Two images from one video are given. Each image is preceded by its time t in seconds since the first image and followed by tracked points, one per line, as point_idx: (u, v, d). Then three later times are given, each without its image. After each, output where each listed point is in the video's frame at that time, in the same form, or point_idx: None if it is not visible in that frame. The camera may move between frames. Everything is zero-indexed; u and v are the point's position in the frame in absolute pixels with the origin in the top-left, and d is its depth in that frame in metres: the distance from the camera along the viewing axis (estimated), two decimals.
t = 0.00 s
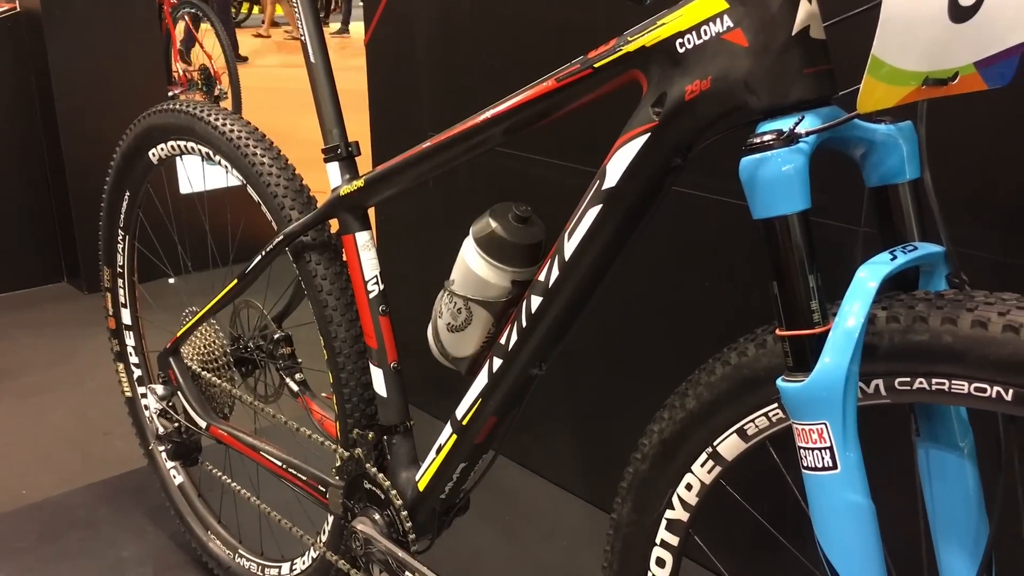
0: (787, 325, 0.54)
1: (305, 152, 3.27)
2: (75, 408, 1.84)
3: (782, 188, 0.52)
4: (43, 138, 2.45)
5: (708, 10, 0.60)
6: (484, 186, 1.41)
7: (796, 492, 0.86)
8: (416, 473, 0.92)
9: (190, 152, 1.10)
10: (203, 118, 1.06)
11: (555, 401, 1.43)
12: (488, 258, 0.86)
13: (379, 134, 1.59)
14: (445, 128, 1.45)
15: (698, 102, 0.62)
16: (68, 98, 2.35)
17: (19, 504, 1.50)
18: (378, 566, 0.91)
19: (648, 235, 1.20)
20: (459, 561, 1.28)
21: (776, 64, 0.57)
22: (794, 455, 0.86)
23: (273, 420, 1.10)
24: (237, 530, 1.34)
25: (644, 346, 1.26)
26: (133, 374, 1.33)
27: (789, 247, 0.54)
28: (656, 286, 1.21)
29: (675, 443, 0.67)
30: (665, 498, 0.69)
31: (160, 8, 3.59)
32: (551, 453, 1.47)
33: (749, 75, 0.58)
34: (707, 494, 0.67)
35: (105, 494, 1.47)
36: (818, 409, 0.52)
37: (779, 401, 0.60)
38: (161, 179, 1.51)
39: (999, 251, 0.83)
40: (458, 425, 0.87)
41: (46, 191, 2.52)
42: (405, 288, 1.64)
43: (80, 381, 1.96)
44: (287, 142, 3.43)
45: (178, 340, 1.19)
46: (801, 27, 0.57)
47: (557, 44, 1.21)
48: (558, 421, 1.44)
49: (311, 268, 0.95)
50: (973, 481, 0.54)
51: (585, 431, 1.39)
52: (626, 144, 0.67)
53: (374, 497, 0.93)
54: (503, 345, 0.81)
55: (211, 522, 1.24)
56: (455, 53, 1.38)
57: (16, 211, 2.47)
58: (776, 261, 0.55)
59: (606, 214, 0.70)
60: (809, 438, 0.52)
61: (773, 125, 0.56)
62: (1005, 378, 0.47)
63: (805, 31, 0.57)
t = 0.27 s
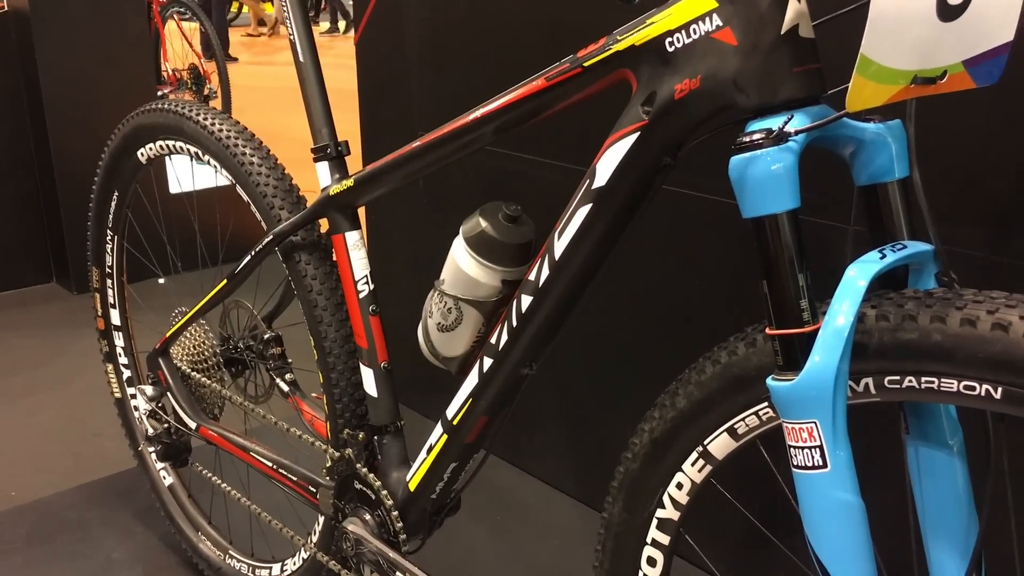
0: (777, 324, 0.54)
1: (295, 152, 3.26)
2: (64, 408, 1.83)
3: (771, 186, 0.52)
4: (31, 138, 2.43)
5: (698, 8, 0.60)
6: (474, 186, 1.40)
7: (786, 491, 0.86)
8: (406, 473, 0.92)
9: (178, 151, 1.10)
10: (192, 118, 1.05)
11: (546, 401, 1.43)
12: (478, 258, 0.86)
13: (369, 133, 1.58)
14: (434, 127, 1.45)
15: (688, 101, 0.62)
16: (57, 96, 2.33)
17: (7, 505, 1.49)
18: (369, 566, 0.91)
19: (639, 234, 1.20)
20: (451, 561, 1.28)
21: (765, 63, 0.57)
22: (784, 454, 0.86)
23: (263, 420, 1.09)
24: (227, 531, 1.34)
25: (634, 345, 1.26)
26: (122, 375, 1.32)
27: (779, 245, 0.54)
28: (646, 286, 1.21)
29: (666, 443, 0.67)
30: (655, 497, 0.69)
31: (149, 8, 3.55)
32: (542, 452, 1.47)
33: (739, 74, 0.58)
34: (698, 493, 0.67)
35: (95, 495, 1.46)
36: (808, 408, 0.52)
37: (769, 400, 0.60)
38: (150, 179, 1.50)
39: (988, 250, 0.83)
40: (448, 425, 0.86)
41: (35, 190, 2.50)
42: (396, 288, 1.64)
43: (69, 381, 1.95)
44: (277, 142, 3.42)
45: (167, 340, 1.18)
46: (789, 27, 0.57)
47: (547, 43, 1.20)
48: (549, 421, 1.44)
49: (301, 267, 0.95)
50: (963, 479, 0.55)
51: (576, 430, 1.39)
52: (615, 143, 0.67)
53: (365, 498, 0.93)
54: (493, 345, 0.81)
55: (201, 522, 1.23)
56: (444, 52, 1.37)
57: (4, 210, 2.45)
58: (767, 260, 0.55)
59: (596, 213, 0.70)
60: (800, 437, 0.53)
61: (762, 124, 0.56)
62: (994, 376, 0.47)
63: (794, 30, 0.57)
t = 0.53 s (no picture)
0: (764, 323, 0.54)
1: (282, 151, 3.24)
2: (50, 410, 1.81)
3: (758, 185, 0.52)
4: (15, 138, 2.41)
5: (684, 8, 0.60)
6: (462, 185, 1.40)
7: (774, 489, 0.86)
8: (395, 474, 0.91)
9: (163, 151, 1.09)
10: (178, 118, 1.04)
11: (535, 400, 1.43)
12: (466, 258, 0.85)
13: (357, 133, 1.57)
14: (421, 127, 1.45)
15: (674, 100, 0.62)
16: (41, 95, 2.30)
17: None
18: (358, 567, 0.90)
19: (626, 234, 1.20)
20: (439, 561, 1.28)
21: (752, 62, 0.57)
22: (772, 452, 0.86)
23: (250, 421, 1.08)
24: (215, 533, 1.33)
25: (622, 344, 1.26)
26: (108, 377, 1.30)
27: (766, 244, 0.54)
28: (634, 285, 1.21)
29: (654, 442, 0.67)
30: (644, 496, 0.69)
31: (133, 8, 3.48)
32: (530, 452, 1.47)
33: (725, 73, 0.58)
34: (686, 492, 0.67)
35: (81, 498, 1.44)
36: (795, 407, 0.52)
37: (756, 399, 0.60)
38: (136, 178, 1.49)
39: (973, 247, 0.84)
40: (437, 425, 0.86)
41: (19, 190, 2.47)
42: (383, 288, 1.63)
43: (54, 383, 1.93)
44: (263, 142, 3.40)
45: (153, 341, 1.17)
46: (775, 26, 0.57)
47: (534, 42, 1.20)
48: (538, 420, 1.44)
49: (287, 268, 0.94)
50: (949, 476, 0.55)
51: (565, 430, 1.39)
52: (602, 142, 0.67)
53: (353, 498, 0.92)
54: (481, 345, 0.81)
55: (188, 524, 1.22)
56: (431, 52, 1.37)
57: None
58: (754, 259, 0.55)
59: (584, 212, 0.69)
60: (787, 435, 0.53)
61: (748, 123, 0.56)
62: (979, 374, 0.47)
63: (780, 30, 0.57)
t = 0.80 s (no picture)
0: (746, 321, 0.55)
1: (262, 151, 3.22)
2: (27, 413, 1.78)
3: (739, 184, 0.53)
4: None
5: (665, 7, 0.60)
6: (444, 185, 1.39)
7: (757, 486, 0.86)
8: (377, 475, 0.91)
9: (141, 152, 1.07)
10: (157, 118, 1.03)
11: (518, 400, 1.43)
12: (448, 258, 0.85)
13: (338, 132, 1.56)
14: (403, 127, 1.44)
15: (655, 99, 0.62)
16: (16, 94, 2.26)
17: None
18: (341, 569, 0.90)
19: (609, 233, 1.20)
20: (423, 562, 1.27)
21: (732, 62, 0.57)
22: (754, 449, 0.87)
23: (232, 423, 1.07)
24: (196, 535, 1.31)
25: (605, 344, 1.26)
26: (87, 379, 1.29)
27: (747, 243, 0.54)
28: (616, 284, 1.22)
29: (637, 441, 0.67)
30: (627, 495, 0.69)
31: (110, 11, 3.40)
32: (513, 451, 1.47)
33: (706, 72, 0.58)
34: (669, 490, 0.67)
35: (60, 501, 1.42)
36: (777, 405, 0.52)
37: (739, 397, 0.60)
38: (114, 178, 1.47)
39: (951, 245, 0.85)
40: (419, 425, 0.85)
41: None
42: (365, 288, 1.62)
43: (31, 386, 1.90)
44: (243, 141, 3.37)
45: (132, 343, 1.15)
46: (755, 26, 0.57)
47: (515, 42, 1.20)
48: (520, 420, 1.43)
49: (268, 269, 0.93)
50: (930, 473, 0.55)
51: (548, 429, 1.39)
52: (584, 142, 0.67)
53: (336, 500, 0.92)
54: (464, 345, 0.80)
55: (169, 527, 1.20)
56: (413, 51, 1.36)
57: None
58: (735, 258, 0.55)
59: (566, 211, 0.69)
60: (769, 433, 0.53)
61: (730, 122, 0.56)
62: (959, 371, 0.48)
63: (760, 29, 0.57)
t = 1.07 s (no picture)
0: (723, 320, 0.55)
1: (237, 152, 3.18)
2: None
3: (716, 183, 0.53)
4: None
5: (641, 7, 0.60)
6: (421, 185, 1.39)
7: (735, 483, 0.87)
8: (356, 477, 0.90)
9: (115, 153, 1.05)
10: (129, 119, 1.01)
11: (496, 400, 1.43)
12: (426, 258, 0.84)
13: (313, 132, 1.55)
14: (379, 127, 1.43)
15: (632, 99, 0.62)
16: None
17: None
18: (319, 572, 0.89)
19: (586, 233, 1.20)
20: (402, 564, 1.26)
21: (708, 61, 0.57)
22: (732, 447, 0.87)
23: (208, 426, 1.06)
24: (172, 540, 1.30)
25: (584, 343, 1.26)
26: (60, 383, 1.26)
27: (724, 242, 0.54)
28: (594, 283, 1.22)
29: (616, 441, 0.67)
30: (606, 495, 0.69)
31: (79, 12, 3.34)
32: (492, 451, 1.47)
33: (682, 72, 0.58)
34: (648, 489, 0.67)
35: (32, 507, 1.39)
36: (755, 404, 0.52)
37: (717, 396, 0.60)
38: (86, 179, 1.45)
39: (924, 243, 0.86)
40: (398, 427, 0.85)
41: None
42: (342, 290, 1.61)
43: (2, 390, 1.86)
44: (217, 142, 3.33)
45: (106, 347, 1.13)
46: (731, 25, 0.57)
47: (492, 42, 1.20)
48: (499, 420, 1.43)
49: (244, 270, 0.92)
50: (905, 469, 0.56)
51: (526, 429, 1.39)
52: (561, 142, 0.67)
53: (314, 503, 0.91)
54: (442, 346, 0.80)
55: (145, 532, 1.19)
56: (388, 50, 1.35)
57: None
58: (713, 258, 0.55)
59: (543, 211, 0.69)
60: (747, 432, 0.53)
61: (706, 122, 0.56)
62: (934, 368, 0.48)
63: (735, 29, 0.57)
